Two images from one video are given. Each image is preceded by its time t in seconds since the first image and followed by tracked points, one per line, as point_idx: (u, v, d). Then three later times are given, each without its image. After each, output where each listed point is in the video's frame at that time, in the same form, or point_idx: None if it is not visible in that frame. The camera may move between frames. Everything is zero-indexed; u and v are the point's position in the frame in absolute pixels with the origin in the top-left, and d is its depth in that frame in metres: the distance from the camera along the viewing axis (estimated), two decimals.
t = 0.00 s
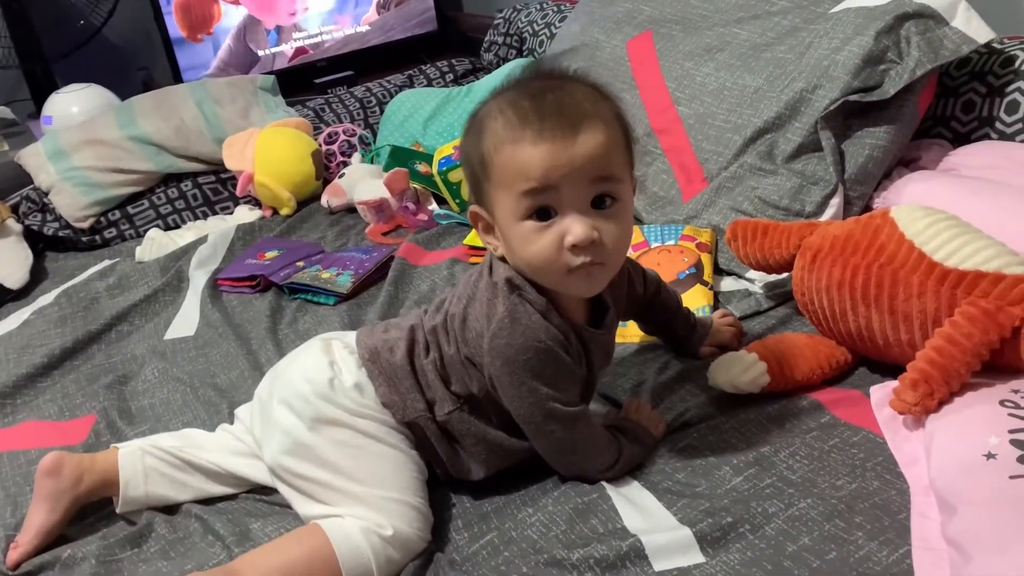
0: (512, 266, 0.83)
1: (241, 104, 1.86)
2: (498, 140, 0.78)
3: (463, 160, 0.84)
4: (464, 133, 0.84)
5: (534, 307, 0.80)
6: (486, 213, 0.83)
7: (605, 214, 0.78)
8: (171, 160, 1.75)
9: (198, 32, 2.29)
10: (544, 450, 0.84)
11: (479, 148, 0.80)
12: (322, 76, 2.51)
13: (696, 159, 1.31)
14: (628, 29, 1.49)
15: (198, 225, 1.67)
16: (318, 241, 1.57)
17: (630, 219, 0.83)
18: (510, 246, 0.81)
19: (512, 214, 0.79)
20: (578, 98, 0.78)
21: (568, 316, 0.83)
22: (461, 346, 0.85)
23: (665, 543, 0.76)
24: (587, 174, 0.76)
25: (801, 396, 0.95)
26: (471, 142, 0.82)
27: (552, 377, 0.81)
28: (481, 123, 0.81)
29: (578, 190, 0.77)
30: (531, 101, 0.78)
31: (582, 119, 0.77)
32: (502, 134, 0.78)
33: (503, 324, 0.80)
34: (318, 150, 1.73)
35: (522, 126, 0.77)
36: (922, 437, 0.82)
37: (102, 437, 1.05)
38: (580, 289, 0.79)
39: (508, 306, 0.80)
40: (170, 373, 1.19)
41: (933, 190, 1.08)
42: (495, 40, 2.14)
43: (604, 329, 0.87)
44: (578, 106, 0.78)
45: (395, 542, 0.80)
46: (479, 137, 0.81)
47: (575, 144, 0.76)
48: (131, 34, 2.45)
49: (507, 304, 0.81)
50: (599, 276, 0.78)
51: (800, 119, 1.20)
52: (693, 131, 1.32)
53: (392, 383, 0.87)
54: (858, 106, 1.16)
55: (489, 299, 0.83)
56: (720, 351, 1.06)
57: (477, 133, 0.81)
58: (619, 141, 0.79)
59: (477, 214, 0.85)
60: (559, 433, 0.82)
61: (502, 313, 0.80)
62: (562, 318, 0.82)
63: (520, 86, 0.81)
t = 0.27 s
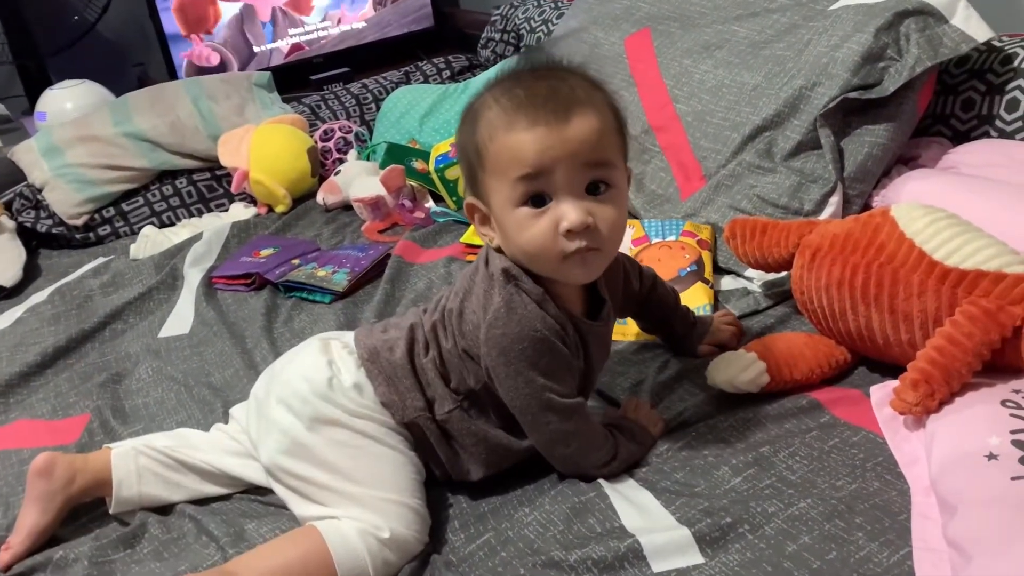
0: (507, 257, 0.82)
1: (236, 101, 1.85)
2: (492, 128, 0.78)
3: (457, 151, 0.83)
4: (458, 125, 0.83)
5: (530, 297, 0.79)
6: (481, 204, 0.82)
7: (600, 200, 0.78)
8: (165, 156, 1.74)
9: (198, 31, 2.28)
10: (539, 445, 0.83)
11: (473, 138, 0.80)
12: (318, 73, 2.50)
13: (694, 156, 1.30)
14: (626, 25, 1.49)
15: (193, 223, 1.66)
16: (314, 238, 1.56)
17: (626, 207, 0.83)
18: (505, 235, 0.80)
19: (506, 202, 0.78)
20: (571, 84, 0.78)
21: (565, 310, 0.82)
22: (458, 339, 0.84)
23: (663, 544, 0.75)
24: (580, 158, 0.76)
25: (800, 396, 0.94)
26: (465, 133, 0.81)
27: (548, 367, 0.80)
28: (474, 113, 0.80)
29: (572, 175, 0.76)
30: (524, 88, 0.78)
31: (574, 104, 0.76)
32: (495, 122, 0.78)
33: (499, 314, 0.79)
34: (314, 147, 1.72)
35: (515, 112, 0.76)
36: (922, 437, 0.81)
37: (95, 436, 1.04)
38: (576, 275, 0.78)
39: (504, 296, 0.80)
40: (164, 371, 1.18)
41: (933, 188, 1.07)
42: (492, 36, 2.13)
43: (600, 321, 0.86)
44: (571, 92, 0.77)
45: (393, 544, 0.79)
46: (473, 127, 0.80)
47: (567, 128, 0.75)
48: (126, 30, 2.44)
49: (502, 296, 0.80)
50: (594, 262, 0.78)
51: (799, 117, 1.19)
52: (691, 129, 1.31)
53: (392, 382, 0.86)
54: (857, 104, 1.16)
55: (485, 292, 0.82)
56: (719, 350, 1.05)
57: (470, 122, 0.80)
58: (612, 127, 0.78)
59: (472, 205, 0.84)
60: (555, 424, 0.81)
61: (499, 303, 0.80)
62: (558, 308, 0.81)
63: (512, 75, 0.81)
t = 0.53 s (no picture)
0: (501, 249, 0.82)
1: (231, 98, 1.85)
2: (485, 121, 0.78)
3: (451, 144, 0.83)
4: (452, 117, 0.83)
5: (523, 288, 0.80)
6: (474, 196, 0.82)
7: (592, 190, 0.77)
8: (160, 154, 1.73)
9: (196, 33, 2.26)
10: (534, 438, 0.83)
11: (467, 131, 0.80)
12: (313, 70, 2.49)
13: (690, 154, 1.30)
14: (621, 23, 1.49)
15: (187, 221, 1.66)
16: (309, 236, 1.56)
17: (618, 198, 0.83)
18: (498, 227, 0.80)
19: (498, 194, 0.78)
20: (562, 76, 0.78)
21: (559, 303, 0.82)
22: (455, 331, 0.84)
23: (658, 541, 0.75)
24: (572, 149, 0.75)
25: (795, 393, 0.94)
26: (458, 126, 0.81)
27: (544, 358, 0.80)
28: (467, 106, 0.80)
29: (564, 166, 0.76)
30: (516, 81, 0.77)
31: (565, 95, 0.76)
32: (487, 115, 0.77)
33: (493, 305, 0.79)
34: (308, 144, 1.72)
35: (507, 104, 0.76)
36: (917, 435, 0.82)
37: (90, 435, 1.04)
38: (569, 266, 0.78)
39: (499, 287, 0.80)
40: (159, 370, 1.18)
41: (927, 185, 1.07)
42: (487, 34, 2.13)
43: (596, 313, 0.86)
44: (562, 84, 0.77)
45: (388, 542, 0.79)
46: (466, 120, 0.80)
47: (559, 119, 0.75)
48: (120, 27, 2.43)
49: (496, 288, 0.80)
50: (587, 253, 0.78)
51: (794, 114, 1.19)
52: (686, 126, 1.31)
53: (389, 377, 0.85)
54: (852, 101, 1.16)
55: (481, 284, 0.82)
56: (714, 347, 1.05)
57: (464, 114, 0.80)
58: (605, 119, 0.78)
59: (466, 198, 0.84)
60: (550, 415, 0.81)
61: (493, 293, 0.80)
62: (552, 299, 0.81)
63: (505, 67, 0.80)
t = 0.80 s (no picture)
0: (504, 249, 0.82)
1: (227, 97, 1.85)
2: (494, 120, 0.78)
3: (458, 142, 0.83)
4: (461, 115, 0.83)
5: (526, 288, 0.79)
6: (480, 194, 0.82)
7: (599, 194, 0.78)
8: (156, 154, 1.73)
9: (187, 27, 2.24)
10: (533, 437, 0.83)
11: (476, 128, 0.80)
12: (309, 69, 2.49)
13: (686, 154, 1.30)
14: (617, 22, 1.49)
15: (183, 220, 1.66)
16: (305, 236, 1.56)
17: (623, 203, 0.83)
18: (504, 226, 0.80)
19: (506, 193, 0.78)
20: (575, 78, 0.78)
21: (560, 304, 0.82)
22: (454, 330, 0.84)
23: (654, 540, 0.75)
24: (582, 151, 0.76)
25: (791, 392, 0.95)
26: (467, 123, 0.81)
27: (544, 357, 0.80)
28: (477, 105, 0.80)
29: (573, 168, 0.76)
30: (529, 81, 0.77)
31: (578, 98, 0.76)
32: (498, 113, 0.77)
33: (494, 305, 0.79)
34: (304, 143, 1.72)
35: (518, 104, 0.76)
36: (913, 434, 0.82)
37: (85, 434, 1.04)
38: (573, 268, 0.78)
39: (500, 286, 0.79)
40: (155, 369, 1.17)
41: (923, 185, 1.08)
42: (484, 33, 2.13)
43: (596, 316, 0.87)
44: (573, 86, 0.77)
45: (384, 543, 0.79)
46: (475, 118, 0.80)
47: (571, 121, 0.75)
48: (115, 26, 2.43)
49: (498, 287, 0.80)
50: (591, 255, 0.78)
51: (790, 114, 1.19)
52: (682, 126, 1.31)
53: (384, 379, 0.85)
54: (847, 101, 1.16)
55: (481, 284, 0.82)
56: (710, 346, 1.05)
57: (474, 112, 0.80)
58: (614, 122, 0.78)
59: (471, 196, 0.84)
60: (550, 415, 0.81)
61: (495, 293, 0.80)
62: (554, 300, 0.81)
63: (517, 67, 0.80)
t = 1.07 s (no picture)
0: (502, 256, 0.82)
1: (225, 98, 1.85)
2: (490, 127, 0.78)
3: (455, 150, 0.83)
4: (456, 125, 0.83)
5: (523, 295, 0.80)
6: (476, 202, 0.82)
7: (596, 200, 0.78)
8: (153, 154, 1.73)
9: (180, 26, 2.24)
10: (531, 444, 0.83)
11: (471, 136, 0.80)
12: (307, 71, 2.49)
13: (684, 155, 1.31)
14: (616, 24, 1.49)
15: (181, 221, 1.66)
16: (303, 237, 1.56)
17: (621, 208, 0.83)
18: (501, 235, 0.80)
19: (503, 202, 0.78)
20: (570, 85, 0.78)
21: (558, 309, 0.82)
22: (451, 336, 0.84)
23: (651, 541, 0.75)
24: (577, 158, 0.76)
25: (788, 394, 0.95)
26: (463, 132, 0.81)
27: (541, 364, 0.80)
28: (473, 112, 0.80)
29: (569, 175, 0.76)
30: (524, 88, 0.78)
31: (573, 104, 0.76)
32: (493, 120, 0.78)
33: (492, 310, 0.79)
34: (302, 145, 1.72)
35: (513, 113, 0.76)
36: (909, 435, 0.82)
37: (82, 435, 1.04)
38: (571, 275, 0.78)
39: (498, 294, 0.80)
40: (152, 370, 1.17)
41: (920, 187, 1.08)
42: (482, 35, 2.13)
43: (594, 321, 0.87)
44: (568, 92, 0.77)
45: (381, 544, 0.79)
46: (471, 126, 0.80)
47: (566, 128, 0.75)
48: (113, 26, 2.43)
49: (496, 293, 0.80)
50: (589, 262, 0.78)
51: (788, 116, 1.19)
52: (680, 127, 1.32)
53: (382, 383, 0.86)
54: (845, 103, 1.16)
55: (479, 289, 0.82)
56: (707, 347, 1.05)
57: (469, 121, 0.80)
58: (610, 128, 0.79)
59: (467, 203, 0.84)
60: (547, 422, 0.81)
61: (493, 300, 0.80)
62: (551, 306, 0.81)
63: (512, 75, 0.81)
